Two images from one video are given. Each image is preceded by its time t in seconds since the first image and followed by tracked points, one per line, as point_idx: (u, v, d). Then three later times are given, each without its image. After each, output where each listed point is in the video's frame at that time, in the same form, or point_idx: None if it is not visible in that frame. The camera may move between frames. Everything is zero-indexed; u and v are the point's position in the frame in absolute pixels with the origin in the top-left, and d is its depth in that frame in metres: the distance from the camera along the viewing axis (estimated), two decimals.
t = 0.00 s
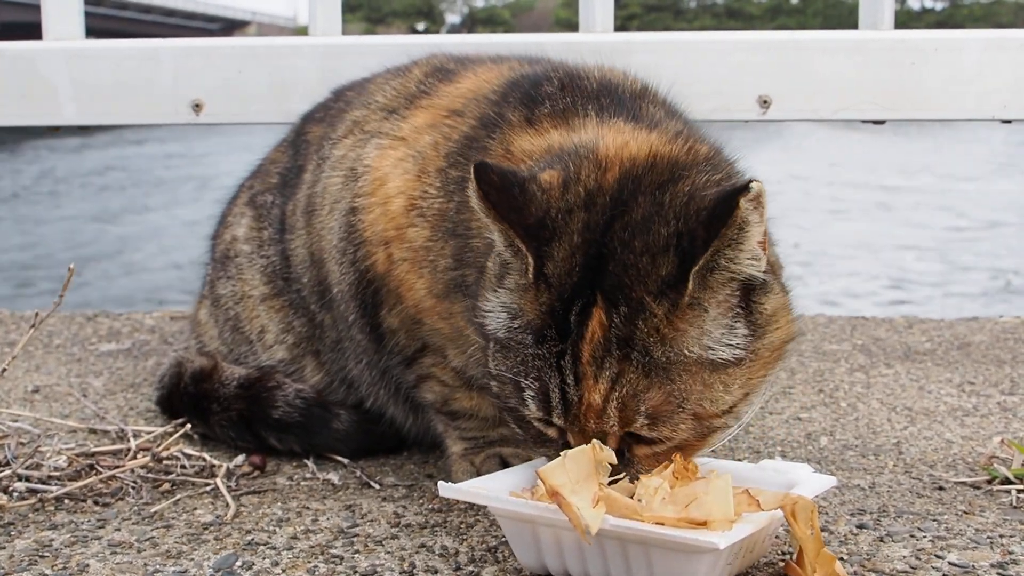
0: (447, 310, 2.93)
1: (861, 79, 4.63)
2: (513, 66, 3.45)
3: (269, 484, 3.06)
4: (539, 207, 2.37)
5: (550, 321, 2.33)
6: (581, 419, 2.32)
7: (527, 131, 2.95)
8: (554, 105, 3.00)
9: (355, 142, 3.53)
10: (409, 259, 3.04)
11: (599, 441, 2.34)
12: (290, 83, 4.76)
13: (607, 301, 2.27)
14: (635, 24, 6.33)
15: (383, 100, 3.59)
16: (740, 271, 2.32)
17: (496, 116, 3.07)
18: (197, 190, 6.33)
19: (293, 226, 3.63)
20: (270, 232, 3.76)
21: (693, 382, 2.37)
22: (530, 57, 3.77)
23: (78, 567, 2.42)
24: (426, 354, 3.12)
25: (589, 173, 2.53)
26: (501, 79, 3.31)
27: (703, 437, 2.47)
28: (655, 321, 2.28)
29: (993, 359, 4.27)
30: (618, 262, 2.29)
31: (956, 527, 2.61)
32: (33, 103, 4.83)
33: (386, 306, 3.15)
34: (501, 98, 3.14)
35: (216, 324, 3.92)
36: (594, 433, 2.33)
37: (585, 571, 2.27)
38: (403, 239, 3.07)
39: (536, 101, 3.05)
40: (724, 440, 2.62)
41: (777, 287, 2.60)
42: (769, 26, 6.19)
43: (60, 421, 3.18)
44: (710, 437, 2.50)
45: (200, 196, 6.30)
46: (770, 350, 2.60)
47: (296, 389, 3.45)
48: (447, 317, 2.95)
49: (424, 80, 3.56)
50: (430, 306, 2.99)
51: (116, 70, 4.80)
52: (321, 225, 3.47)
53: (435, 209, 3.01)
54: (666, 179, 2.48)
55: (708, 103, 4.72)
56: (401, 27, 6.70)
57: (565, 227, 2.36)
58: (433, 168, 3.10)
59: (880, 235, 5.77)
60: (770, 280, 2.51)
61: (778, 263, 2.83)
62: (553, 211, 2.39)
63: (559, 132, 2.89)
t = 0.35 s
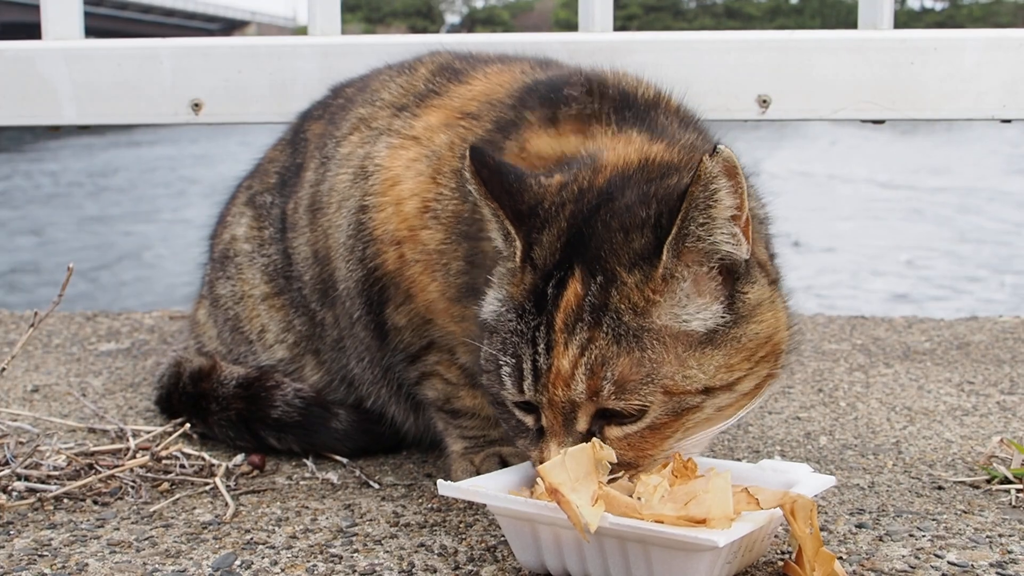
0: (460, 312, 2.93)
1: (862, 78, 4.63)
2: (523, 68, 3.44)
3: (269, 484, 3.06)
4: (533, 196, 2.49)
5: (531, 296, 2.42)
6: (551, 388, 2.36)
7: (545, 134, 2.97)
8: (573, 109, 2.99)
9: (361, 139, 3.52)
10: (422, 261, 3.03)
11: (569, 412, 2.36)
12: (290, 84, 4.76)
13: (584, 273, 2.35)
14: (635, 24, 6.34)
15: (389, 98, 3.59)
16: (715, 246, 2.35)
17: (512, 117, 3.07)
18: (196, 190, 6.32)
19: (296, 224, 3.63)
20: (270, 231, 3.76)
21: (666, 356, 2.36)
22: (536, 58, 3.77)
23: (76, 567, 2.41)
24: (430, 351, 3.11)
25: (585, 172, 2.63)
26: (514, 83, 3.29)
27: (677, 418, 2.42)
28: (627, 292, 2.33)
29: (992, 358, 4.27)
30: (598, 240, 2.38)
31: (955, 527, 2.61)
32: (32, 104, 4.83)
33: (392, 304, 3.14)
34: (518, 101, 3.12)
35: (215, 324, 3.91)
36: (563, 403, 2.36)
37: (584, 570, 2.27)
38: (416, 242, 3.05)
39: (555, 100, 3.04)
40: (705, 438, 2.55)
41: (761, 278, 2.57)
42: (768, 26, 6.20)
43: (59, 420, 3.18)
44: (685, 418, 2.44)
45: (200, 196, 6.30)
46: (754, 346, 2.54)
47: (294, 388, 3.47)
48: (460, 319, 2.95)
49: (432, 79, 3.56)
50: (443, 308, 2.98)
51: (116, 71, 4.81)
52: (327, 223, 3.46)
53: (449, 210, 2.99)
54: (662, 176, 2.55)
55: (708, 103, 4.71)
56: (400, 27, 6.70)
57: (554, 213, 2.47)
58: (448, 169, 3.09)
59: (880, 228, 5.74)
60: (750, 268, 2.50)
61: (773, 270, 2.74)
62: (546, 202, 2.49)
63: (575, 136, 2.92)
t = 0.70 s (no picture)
0: (472, 303, 2.93)
1: (862, 78, 4.63)
2: (535, 64, 3.44)
3: (270, 483, 3.06)
4: (544, 193, 2.46)
5: (543, 299, 2.41)
6: (563, 394, 2.37)
7: (560, 118, 2.99)
8: (587, 95, 3.03)
9: (372, 135, 3.53)
10: (433, 253, 3.02)
11: (581, 419, 2.38)
12: (290, 83, 4.76)
13: (596, 280, 2.33)
14: (636, 23, 6.34)
15: (400, 93, 3.59)
16: (723, 259, 2.35)
17: (527, 107, 3.08)
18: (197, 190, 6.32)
19: (302, 221, 3.62)
20: (275, 230, 3.75)
21: (675, 367, 2.39)
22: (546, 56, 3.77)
23: (78, 567, 2.41)
24: (437, 346, 3.11)
25: (597, 166, 2.60)
26: (527, 77, 3.29)
27: (685, 426, 2.48)
28: (638, 302, 2.32)
29: (994, 358, 4.27)
30: (608, 244, 2.35)
31: (958, 526, 2.61)
32: (32, 103, 4.82)
33: (402, 297, 3.13)
34: (534, 92, 3.13)
35: (218, 323, 3.91)
36: (575, 410, 2.37)
37: (588, 570, 2.27)
38: (428, 233, 3.05)
39: (571, 91, 3.06)
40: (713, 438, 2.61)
41: (770, 283, 2.59)
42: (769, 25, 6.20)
43: (61, 420, 3.17)
44: (695, 425, 2.51)
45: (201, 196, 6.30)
46: (761, 348, 2.59)
47: (296, 389, 3.46)
48: (471, 311, 2.95)
49: (443, 76, 3.55)
50: (453, 300, 2.98)
51: (116, 71, 4.80)
52: (335, 219, 3.46)
53: (463, 198, 2.99)
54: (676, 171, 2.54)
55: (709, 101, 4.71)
56: (401, 27, 6.69)
57: (564, 212, 2.43)
58: (462, 159, 3.09)
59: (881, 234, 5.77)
60: (759, 275, 2.52)
61: (782, 269, 2.78)
62: (558, 198, 2.46)
63: (590, 123, 2.94)
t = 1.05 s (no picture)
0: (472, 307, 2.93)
1: (863, 78, 4.62)
2: (536, 69, 3.44)
3: (271, 485, 3.06)
4: (528, 205, 2.49)
5: (525, 305, 2.42)
6: (544, 394, 2.36)
7: (555, 126, 2.99)
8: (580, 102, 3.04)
9: (373, 136, 3.53)
10: (433, 256, 3.02)
11: (563, 420, 2.36)
12: (290, 84, 4.76)
13: (577, 282, 2.34)
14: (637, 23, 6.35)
15: (403, 95, 3.59)
16: (704, 257, 2.33)
17: (528, 112, 3.08)
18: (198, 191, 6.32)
19: (303, 223, 3.62)
20: (277, 233, 3.75)
21: (656, 365, 2.37)
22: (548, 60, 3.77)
23: (79, 569, 2.41)
24: (437, 349, 3.10)
25: (581, 179, 2.63)
26: (531, 81, 3.28)
27: (668, 424, 2.44)
28: (619, 303, 2.33)
29: (995, 358, 4.27)
30: (588, 249, 2.37)
31: (959, 528, 2.60)
32: (32, 104, 4.82)
33: (403, 300, 3.13)
34: (532, 98, 3.13)
35: (219, 326, 3.91)
36: (557, 411, 2.36)
37: (588, 571, 2.27)
38: (428, 236, 3.05)
39: (575, 96, 3.06)
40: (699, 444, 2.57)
41: (753, 285, 2.56)
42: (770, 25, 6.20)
43: (62, 421, 3.18)
44: (677, 422, 2.46)
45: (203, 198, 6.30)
46: (746, 351, 2.54)
47: (298, 393, 3.47)
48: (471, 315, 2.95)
49: (445, 79, 3.55)
50: (454, 303, 2.98)
51: (117, 71, 4.80)
52: (336, 221, 3.46)
53: (463, 203, 2.99)
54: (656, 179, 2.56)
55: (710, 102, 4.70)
56: (402, 27, 6.69)
57: (546, 221, 2.46)
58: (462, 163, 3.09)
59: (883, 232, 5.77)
60: (742, 276, 2.49)
61: (768, 274, 2.75)
62: (543, 208, 2.50)
63: (585, 128, 2.95)
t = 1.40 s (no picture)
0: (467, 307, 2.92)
1: (863, 79, 4.62)
2: (531, 70, 3.44)
3: (271, 487, 3.05)
4: (538, 173, 2.49)
5: (536, 272, 2.40)
6: (555, 364, 2.34)
7: (550, 124, 2.99)
8: (577, 101, 3.04)
9: (372, 138, 3.52)
10: (428, 256, 3.02)
11: (573, 390, 2.35)
12: (290, 85, 4.76)
13: (592, 250, 2.34)
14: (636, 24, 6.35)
15: (401, 97, 3.59)
16: (723, 234, 2.35)
17: (521, 113, 3.08)
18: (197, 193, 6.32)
19: (302, 224, 3.62)
20: (275, 233, 3.75)
21: (670, 341, 2.36)
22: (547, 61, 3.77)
23: (78, 571, 2.41)
24: (435, 350, 3.09)
25: (587, 155, 2.63)
26: (522, 83, 3.28)
27: (677, 405, 2.43)
28: (634, 274, 2.33)
29: (995, 360, 4.27)
30: (605, 219, 2.38)
31: (959, 530, 2.60)
32: (32, 104, 4.81)
33: (400, 301, 3.12)
34: (528, 98, 3.13)
35: (218, 326, 3.91)
36: (568, 381, 2.34)
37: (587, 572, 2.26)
38: (423, 237, 3.05)
39: (563, 96, 3.06)
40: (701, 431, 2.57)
41: (763, 271, 2.59)
42: (769, 26, 6.21)
43: (61, 423, 3.17)
44: (686, 406, 2.45)
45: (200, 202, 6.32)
46: (754, 339, 2.55)
47: (297, 393, 3.47)
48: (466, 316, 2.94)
49: (444, 80, 3.55)
50: (448, 304, 2.97)
51: (117, 72, 4.80)
52: (335, 221, 3.46)
53: (456, 204, 2.99)
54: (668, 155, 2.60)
55: (710, 104, 4.70)
56: (402, 28, 6.70)
57: (558, 190, 2.47)
58: (457, 163, 3.09)
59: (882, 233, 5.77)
60: (754, 260, 2.52)
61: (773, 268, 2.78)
62: (552, 178, 2.51)
63: (581, 124, 2.94)
